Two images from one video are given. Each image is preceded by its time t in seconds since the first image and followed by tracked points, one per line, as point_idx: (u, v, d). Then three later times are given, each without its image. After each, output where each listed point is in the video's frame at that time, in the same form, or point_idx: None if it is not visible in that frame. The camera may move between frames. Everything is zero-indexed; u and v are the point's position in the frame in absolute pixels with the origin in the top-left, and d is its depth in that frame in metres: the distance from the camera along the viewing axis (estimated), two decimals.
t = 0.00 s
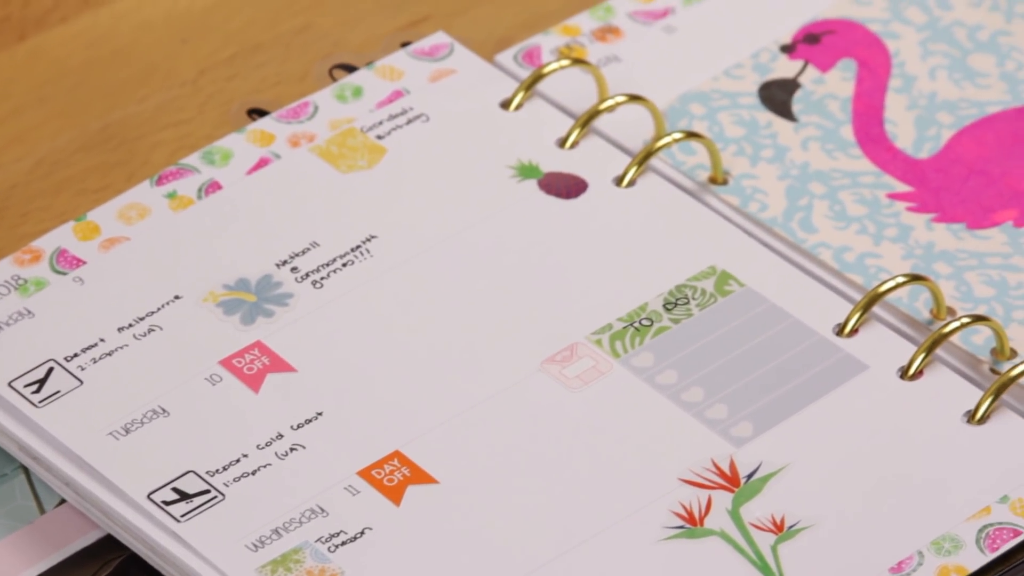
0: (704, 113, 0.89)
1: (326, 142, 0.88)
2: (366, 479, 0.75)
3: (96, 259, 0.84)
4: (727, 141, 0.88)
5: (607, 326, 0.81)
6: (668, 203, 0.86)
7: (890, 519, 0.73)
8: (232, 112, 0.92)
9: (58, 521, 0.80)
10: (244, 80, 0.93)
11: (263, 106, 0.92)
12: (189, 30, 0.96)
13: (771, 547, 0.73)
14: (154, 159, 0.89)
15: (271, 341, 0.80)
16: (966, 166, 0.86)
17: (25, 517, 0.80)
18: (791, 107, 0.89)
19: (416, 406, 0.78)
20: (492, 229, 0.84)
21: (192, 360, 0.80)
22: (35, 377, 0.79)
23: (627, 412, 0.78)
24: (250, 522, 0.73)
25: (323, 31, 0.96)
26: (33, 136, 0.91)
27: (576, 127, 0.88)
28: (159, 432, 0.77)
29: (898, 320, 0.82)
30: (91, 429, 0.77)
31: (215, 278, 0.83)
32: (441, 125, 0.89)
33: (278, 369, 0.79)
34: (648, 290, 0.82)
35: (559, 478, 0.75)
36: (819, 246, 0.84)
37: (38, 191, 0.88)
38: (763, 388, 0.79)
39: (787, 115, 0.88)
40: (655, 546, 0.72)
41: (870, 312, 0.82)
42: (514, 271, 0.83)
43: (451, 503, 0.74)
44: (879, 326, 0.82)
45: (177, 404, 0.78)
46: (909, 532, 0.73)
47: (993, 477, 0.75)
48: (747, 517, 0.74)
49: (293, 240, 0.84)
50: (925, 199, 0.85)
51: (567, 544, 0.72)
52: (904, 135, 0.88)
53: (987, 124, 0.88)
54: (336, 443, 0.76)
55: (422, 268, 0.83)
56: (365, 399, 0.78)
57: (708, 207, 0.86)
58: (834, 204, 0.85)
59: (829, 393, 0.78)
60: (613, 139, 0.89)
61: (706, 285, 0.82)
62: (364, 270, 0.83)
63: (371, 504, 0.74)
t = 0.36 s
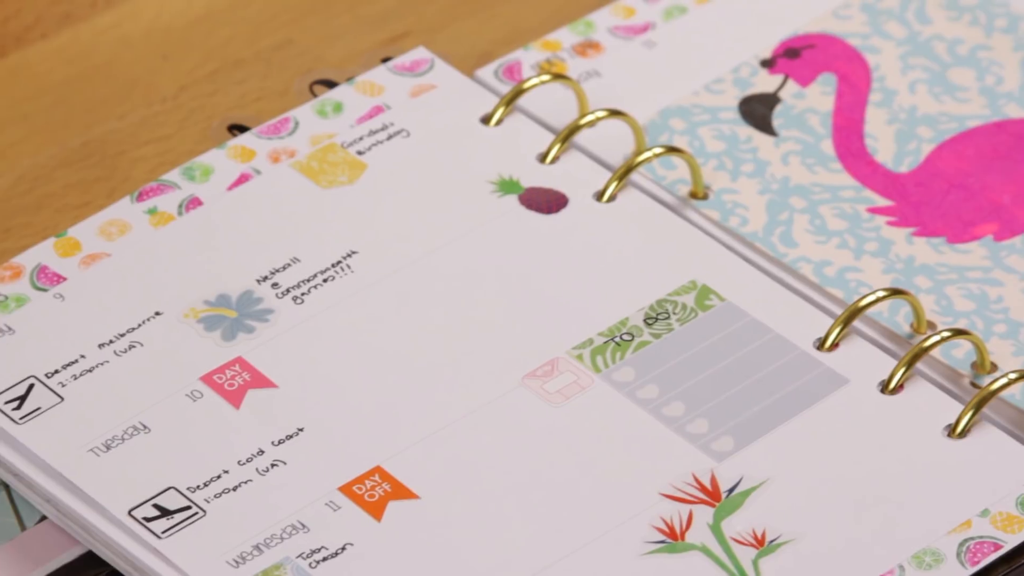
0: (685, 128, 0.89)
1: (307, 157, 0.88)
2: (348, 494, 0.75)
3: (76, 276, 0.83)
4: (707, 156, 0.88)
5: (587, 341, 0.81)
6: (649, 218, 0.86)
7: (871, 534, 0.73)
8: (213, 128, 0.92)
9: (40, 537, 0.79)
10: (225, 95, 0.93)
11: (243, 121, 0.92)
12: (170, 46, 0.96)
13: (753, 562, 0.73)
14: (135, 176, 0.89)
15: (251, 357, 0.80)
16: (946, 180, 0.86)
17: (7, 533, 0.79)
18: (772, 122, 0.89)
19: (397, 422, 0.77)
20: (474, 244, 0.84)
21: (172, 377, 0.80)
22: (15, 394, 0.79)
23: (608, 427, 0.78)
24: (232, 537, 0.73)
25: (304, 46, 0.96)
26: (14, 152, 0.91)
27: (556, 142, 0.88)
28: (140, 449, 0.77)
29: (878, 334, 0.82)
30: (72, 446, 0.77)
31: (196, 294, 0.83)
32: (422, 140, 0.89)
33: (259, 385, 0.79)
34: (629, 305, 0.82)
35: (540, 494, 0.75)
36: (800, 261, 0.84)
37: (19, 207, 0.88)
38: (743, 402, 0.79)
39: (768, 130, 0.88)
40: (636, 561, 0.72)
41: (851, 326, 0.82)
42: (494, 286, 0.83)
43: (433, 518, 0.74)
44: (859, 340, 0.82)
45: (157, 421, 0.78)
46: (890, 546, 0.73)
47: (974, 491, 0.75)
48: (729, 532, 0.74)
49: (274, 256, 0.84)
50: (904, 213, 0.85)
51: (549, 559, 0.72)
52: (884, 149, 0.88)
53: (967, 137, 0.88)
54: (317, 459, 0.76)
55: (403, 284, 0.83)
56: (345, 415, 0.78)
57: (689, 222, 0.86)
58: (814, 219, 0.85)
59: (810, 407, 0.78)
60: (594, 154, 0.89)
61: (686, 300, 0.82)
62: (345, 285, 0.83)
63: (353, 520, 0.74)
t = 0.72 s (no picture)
0: (667, 143, 0.89)
1: (288, 173, 0.88)
2: (329, 511, 0.74)
3: (57, 293, 0.83)
4: (689, 171, 0.88)
5: (570, 357, 0.81)
6: (631, 233, 0.85)
7: (854, 550, 0.73)
8: (195, 143, 0.91)
9: (21, 555, 0.77)
10: (206, 111, 0.93)
11: (224, 137, 0.92)
12: (151, 63, 0.96)
13: None
14: (116, 192, 0.89)
15: (233, 373, 0.80)
16: (928, 195, 0.86)
17: None
18: (754, 137, 0.89)
19: (379, 438, 0.77)
20: (456, 260, 0.84)
21: (154, 394, 0.79)
22: None
23: (590, 444, 0.77)
24: (213, 554, 0.73)
25: (285, 62, 0.96)
26: None
27: (538, 157, 0.88)
28: (121, 467, 0.76)
29: (860, 349, 0.82)
30: (53, 464, 0.76)
31: (177, 311, 0.83)
32: (404, 156, 0.89)
33: (240, 402, 0.79)
34: (611, 321, 0.82)
35: (522, 510, 0.75)
36: (782, 276, 0.84)
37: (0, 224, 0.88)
38: (725, 418, 0.79)
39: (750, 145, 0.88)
40: None
41: (833, 341, 0.82)
42: (476, 302, 0.83)
43: (415, 535, 0.74)
44: (841, 355, 0.81)
45: (138, 438, 0.77)
46: (873, 562, 0.73)
47: (957, 506, 0.75)
48: (711, 547, 0.74)
49: (255, 272, 0.84)
50: (887, 228, 0.85)
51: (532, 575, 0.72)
52: (867, 164, 0.88)
53: (949, 151, 0.88)
54: (299, 475, 0.76)
55: (384, 300, 0.82)
56: (327, 432, 0.78)
57: (671, 237, 0.86)
58: (796, 234, 0.85)
59: (792, 423, 0.78)
60: (576, 169, 0.89)
61: (668, 315, 0.82)
62: (326, 302, 0.82)
63: (335, 537, 0.73)
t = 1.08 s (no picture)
0: (645, 157, 0.89)
1: (266, 189, 0.88)
2: (308, 527, 0.74)
3: (35, 309, 0.83)
4: (668, 186, 0.88)
5: (548, 372, 0.80)
6: (610, 247, 0.85)
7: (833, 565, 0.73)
8: (172, 159, 0.91)
9: None
10: (184, 127, 0.93)
11: (202, 153, 0.91)
12: (129, 78, 0.96)
13: None
14: (93, 209, 0.88)
15: (211, 390, 0.79)
16: (907, 209, 0.86)
17: None
18: (732, 151, 0.89)
19: (357, 454, 0.77)
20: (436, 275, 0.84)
21: (131, 410, 0.79)
22: None
23: (569, 459, 0.77)
24: (191, 571, 0.72)
25: (263, 77, 0.96)
26: None
27: (517, 172, 0.88)
28: (99, 483, 0.76)
29: (839, 363, 0.82)
30: (30, 480, 0.76)
31: (155, 327, 0.82)
32: (382, 170, 0.88)
33: (219, 418, 0.78)
34: (590, 335, 0.82)
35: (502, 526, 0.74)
36: (761, 290, 0.84)
37: None
38: (704, 432, 0.78)
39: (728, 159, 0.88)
40: None
41: (812, 355, 0.82)
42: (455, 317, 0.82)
43: (394, 551, 0.73)
44: (820, 369, 0.81)
45: (117, 454, 0.77)
46: None
47: (937, 520, 0.75)
48: (690, 562, 0.73)
49: (233, 288, 0.84)
50: (865, 242, 0.85)
51: None
52: (845, 178, 0.88)
53: (927, 165, 0.88)
54: (278, 491, 0.75)
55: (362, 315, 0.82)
56: (305, 447, 0.77)
57: (650, 251, 0.85)
58: (775, 248, 0.85)
59: (770, 438, 0.78)
60: (554, 184, 0.89)
61: (647, 329, 0.82)
62: (304, 317, 0.82)
63: (313, 553, 0.73)
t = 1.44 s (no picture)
0: (628, 172, 0.88)
1: (248, 206, 0.88)
2: (291, 544, 0.73)
3: (15, 327, 0.82)
4: (650, 201, 0.87)
5: (531, 389, 0.80)
6: (592, 263, 0.85)
7: None
8: (153, 176, 0.91)
9: None
10: (165, 143, 0.93)
11: (184, 170, 0.91)
12: (109, 95, 0.96)
13: None
14: (74, 226, 0.88)
15: (193, 407, 0.79)
16: (889, 224, 0.86)
17: None
18: (714, 166, 0.89)
19: (340, 470, 0.76)
20: (419, 290, 0.83)
21: (112, 427, 0.78)
22: None
23: (553, 475, 0.76)
24: None
25: (244, 94, 0.96)
26: None
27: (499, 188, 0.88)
28: (80, 501, 0.75)
29: (822, 378, 0.82)
30: (11, 499, 0.75)
31: (137, 344, 0.82)
32: (363, 186, 0.88)
33: (201, 435, 0.78)
34: (573, 351, 0.81)
35: (485, 542, 0.74)
36: (743, 305, 0.83)
37: None
38: (687, 448, 0.78)
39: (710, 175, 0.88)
40: None
41: (794, 370, 0.82)
42: (438, 333, 0.82)
43: (376, 567, 0.73)
44: (802, 385, 0.81)
45: (98, 471, 0.76)
46: None
47: (921, 535, 0.75)
48: None
49: (215, 304, 0.83)
50: (849, 257, 0.85)
51: None
52: (828, 193, 0.88)
53: (910, 180, 0.88)
54: (260, 508, 0.75)
55: (345, 331, 0.82)
56: (287, 463, 0.77)
57: (632, 267, 0.85)
58: (758, 263, 0.84)
59: (752, 454, 0.78)
60: (535, 200, 0.89)
61: (629, 345, 0.82)
62: (286, 333, 0.82)
63: (295, 570, 0.72)
